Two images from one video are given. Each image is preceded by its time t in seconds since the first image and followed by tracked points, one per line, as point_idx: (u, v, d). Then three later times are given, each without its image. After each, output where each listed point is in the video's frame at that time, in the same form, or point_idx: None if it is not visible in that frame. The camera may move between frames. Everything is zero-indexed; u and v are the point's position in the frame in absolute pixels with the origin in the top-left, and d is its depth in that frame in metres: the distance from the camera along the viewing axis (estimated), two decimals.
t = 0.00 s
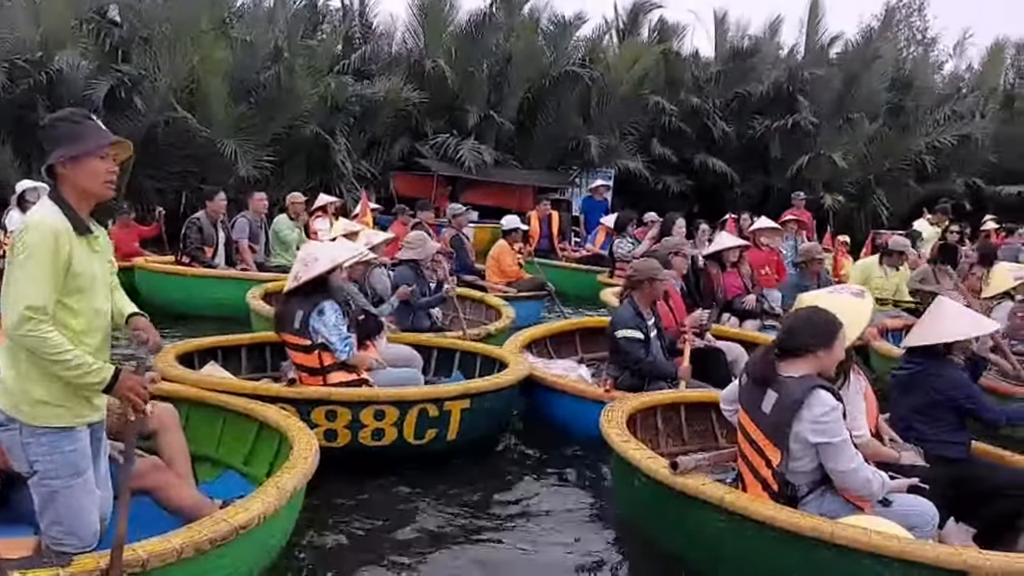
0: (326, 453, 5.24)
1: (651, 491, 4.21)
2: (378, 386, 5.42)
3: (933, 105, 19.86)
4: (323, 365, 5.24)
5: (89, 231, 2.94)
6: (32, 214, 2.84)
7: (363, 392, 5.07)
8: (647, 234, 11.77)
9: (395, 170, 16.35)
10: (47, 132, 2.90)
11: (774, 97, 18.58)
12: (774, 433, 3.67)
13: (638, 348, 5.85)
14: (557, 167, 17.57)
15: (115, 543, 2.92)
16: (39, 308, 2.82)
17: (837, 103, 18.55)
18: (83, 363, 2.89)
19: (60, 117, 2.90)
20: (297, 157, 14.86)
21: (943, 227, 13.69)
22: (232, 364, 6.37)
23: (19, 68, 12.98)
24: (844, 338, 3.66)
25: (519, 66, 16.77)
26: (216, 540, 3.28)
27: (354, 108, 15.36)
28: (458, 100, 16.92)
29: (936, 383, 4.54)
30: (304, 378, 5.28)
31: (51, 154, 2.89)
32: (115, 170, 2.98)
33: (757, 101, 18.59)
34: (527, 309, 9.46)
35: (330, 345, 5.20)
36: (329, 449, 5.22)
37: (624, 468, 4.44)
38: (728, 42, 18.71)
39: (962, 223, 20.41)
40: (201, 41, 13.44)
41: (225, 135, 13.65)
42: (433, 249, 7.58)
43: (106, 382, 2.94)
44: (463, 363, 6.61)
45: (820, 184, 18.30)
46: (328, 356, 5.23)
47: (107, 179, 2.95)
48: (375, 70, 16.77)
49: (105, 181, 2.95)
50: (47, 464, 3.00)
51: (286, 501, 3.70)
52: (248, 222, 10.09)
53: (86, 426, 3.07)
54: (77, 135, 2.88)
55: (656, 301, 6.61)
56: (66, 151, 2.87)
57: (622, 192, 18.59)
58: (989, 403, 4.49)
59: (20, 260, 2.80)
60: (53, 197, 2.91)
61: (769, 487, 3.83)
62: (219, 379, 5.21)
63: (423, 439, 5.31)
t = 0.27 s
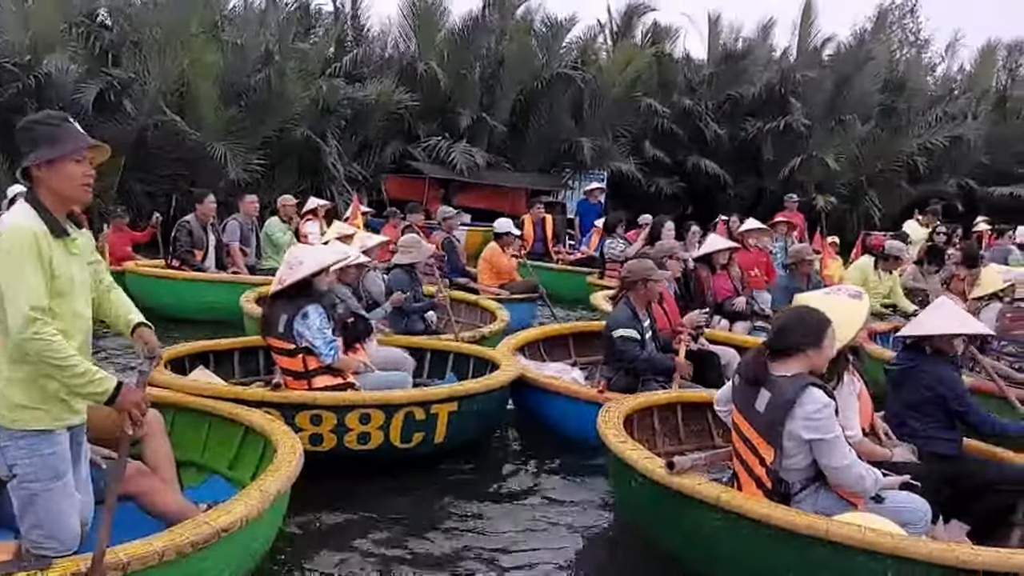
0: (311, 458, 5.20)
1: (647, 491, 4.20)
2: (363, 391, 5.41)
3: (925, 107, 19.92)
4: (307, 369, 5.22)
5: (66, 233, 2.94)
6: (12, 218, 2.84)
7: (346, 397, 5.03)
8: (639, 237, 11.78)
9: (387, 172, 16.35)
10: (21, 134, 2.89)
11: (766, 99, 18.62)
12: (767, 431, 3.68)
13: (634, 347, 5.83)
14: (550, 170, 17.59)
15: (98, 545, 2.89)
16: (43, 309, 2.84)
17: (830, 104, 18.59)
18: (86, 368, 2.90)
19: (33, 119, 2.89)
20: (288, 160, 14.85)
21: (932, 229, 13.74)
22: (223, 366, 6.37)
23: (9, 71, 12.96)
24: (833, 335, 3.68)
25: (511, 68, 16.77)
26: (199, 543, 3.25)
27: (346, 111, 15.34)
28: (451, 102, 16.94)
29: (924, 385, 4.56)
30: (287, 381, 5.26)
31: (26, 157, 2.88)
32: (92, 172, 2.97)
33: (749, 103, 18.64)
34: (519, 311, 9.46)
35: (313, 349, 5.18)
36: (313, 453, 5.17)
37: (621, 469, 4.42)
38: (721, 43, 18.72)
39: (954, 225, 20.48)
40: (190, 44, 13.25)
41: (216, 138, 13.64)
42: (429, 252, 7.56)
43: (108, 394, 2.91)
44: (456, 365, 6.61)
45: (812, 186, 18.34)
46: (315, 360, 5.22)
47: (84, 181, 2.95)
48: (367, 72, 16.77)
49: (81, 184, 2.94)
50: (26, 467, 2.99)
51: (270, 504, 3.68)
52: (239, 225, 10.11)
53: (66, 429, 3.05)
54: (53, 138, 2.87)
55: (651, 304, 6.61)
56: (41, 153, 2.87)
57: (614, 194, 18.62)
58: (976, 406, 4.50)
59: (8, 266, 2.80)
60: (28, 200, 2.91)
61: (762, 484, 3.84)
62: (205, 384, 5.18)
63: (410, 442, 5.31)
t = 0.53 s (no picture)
0: (295, 463, 5.18)
1: (647, 496, 4.18)
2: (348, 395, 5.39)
3: (916, 110, 19.99)
4: (291, 373, 5.21)
5: (34, 236, 2.98)
6: None
7: (331, 402, 5.02)
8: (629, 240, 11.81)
9: (378, 177, 16.33)
10: None
11: (757, 103, 18.66)
12: (764, 427, 3.73)
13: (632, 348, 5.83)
14: (542, 174, 17.60)
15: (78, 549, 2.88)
16: (6, 309, 2.85)
17: (821, 108, 18.63)
18: (51, 371, 2.84)
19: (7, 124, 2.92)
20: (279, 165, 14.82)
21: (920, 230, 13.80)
22: (214, 372, 6.39)
23: None
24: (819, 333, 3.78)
25: (502, 72, 16.78)
26: (178, 547, 3.22)
27: (336, 115, 15.33)
28: (443, 106, 16.95)
29: (911, 385, 4.58)
30: (272, 386, 5.25)
31: None
32: (65, 178, 3.00)
33: (740, 107, 18.68)
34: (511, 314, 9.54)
35: (297, 353, 5.16)
36: (297, 458, 5.16)
37: (620, 474, 4.40)
38: (713, 47, 18.76)
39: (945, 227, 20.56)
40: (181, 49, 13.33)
41: (206, 143, 13.62)
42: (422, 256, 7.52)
43: (74, 395, 2.83)
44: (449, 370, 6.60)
45: (803, 189, 18.37)
46: (298, 365, 5.21)
47: (56, 186, 2.97)
48: (358, 77, 16.76)
49: (53, 189, 2.97)
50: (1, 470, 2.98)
51: (251, 508, 3.66)
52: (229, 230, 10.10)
53: (40, 433, 3.05)
54: (27, 143, 2.89)
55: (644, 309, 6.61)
56: (13, 156, 2.88)
57: (605, 197, 18.66)
58: (960, 406, 4.53)
59: None
60: None
61: (761, 482, 3.86)
62: (192, 390, 5.17)
63: (395, 447, 5.27)
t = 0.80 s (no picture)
0: (280, 470, 5.20)
1: (649, 500, 4.16)
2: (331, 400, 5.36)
3: (907, 114, 20.07)
4: (273, 380, 5.19)
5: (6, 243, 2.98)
6: None
7: (312, 407, 5.01)
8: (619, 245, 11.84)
9: (370, 182, 16.34)
10: None
11: (749, 107, 18.70)
12: (766, 427, 3.75)
13: (626, 354, 5.79)
14: (535, 179, 17.61)
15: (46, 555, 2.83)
16: None
17: (813, 112, 18.67)
18: None
19: None
20: (269, 171, 14.81)
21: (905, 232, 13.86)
22: (204, 380, 6.38)
23: None
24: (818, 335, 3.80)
25: (494, 78, 16.80)
26: (154, 555, 3.16)
27: (327, 121, 15.33)
28: (435, 111, 16.96)
29: (901, 388, 4.58)
30: (254, 393, 5.22)
31: None
32: (43, 186, 2.99)
33: (732, 111, 18.72)
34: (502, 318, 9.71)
35: (281, 359, 5.11)
36: (282, 464, 5.18)
37: (621, 478, 4.38)
38: (705, 52, 18.83)
39: (936, 231, 20.63)
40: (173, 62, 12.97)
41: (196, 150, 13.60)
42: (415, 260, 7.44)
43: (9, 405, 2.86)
44: (440, 376, 6.58)
45: (795, 193, 18.39)
46: (280, 370, 5.17)
47: (35, 194, 2.97)
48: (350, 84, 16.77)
49: (32, 198, 2.96)
50: None
51: (230, 516, 3.60)
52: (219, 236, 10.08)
53: (16, 441, 3.05)
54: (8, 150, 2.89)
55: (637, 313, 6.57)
56: None
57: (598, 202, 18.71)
58: (950, 409, 4.54)
59: None
60: None
61: (763, 482, 3.87)
62: (181, 397, 5.17)
63: (379, 453, 5.27)
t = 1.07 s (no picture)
0: (261, 475, 5.19)
1: (651, 502, 4.14)
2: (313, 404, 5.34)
3: (897, 115, 20.14)
4: (254, 383, 5.18)
5: None
6: None
7: (293, 412, 4.99)
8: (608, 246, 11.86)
9: (360, 186, 16.33)
10: None
11: (739, 108, 18.74)
12: (767, 428, 3.75)
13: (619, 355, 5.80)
14: (526, 181, 17.62)
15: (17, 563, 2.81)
16: None
17: (803, 113, 18.71)
18: None
19: None
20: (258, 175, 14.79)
21: (889, 232, 14.18)
22: (192, 385, 6.37)
23: None
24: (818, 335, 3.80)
25: (484, 80, 16.80)
26: (129, 563, 3.13)
27: (316, 124, 15.29)
28: (424, 114, 16.94)
29: (888, 386, 4.58)
30: (236, 396, 5.22)
31: None
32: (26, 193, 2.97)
33: (722, 113, 18.75)
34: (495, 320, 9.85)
35: (263, 363, 5.13)
36: (262, 469, 5.16)
37: (622, 480, 4.35)
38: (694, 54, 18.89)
39: (927, 230, 20.69)
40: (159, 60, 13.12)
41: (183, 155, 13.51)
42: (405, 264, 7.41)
43: None
44: (432, 380, 6.57)
45: (786, 194, 18.40)
46: (262, 374, 5.17)
47: (19, 201, 2.95)
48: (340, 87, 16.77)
49: (17, 204, 2.95)
50: None
51: (206, 523, 3.56)
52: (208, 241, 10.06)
53: None
54: None
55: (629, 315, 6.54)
56: None
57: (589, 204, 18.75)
58: (936, 406, 4.54)
59: None
60: None
61: (765, 483, 3.87)
62: (163, 400, 5.17)
63: (361, 459, 5.25)
